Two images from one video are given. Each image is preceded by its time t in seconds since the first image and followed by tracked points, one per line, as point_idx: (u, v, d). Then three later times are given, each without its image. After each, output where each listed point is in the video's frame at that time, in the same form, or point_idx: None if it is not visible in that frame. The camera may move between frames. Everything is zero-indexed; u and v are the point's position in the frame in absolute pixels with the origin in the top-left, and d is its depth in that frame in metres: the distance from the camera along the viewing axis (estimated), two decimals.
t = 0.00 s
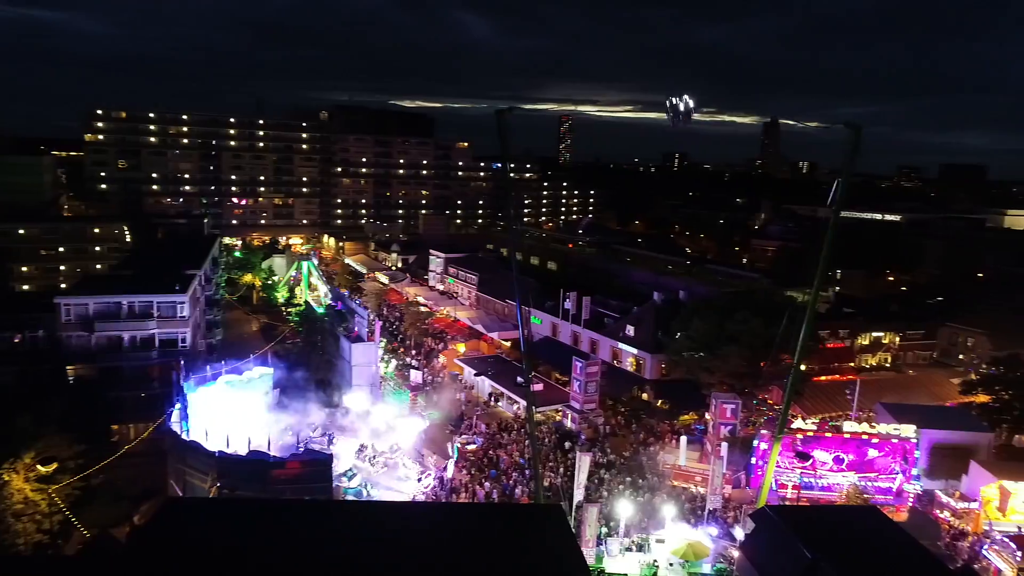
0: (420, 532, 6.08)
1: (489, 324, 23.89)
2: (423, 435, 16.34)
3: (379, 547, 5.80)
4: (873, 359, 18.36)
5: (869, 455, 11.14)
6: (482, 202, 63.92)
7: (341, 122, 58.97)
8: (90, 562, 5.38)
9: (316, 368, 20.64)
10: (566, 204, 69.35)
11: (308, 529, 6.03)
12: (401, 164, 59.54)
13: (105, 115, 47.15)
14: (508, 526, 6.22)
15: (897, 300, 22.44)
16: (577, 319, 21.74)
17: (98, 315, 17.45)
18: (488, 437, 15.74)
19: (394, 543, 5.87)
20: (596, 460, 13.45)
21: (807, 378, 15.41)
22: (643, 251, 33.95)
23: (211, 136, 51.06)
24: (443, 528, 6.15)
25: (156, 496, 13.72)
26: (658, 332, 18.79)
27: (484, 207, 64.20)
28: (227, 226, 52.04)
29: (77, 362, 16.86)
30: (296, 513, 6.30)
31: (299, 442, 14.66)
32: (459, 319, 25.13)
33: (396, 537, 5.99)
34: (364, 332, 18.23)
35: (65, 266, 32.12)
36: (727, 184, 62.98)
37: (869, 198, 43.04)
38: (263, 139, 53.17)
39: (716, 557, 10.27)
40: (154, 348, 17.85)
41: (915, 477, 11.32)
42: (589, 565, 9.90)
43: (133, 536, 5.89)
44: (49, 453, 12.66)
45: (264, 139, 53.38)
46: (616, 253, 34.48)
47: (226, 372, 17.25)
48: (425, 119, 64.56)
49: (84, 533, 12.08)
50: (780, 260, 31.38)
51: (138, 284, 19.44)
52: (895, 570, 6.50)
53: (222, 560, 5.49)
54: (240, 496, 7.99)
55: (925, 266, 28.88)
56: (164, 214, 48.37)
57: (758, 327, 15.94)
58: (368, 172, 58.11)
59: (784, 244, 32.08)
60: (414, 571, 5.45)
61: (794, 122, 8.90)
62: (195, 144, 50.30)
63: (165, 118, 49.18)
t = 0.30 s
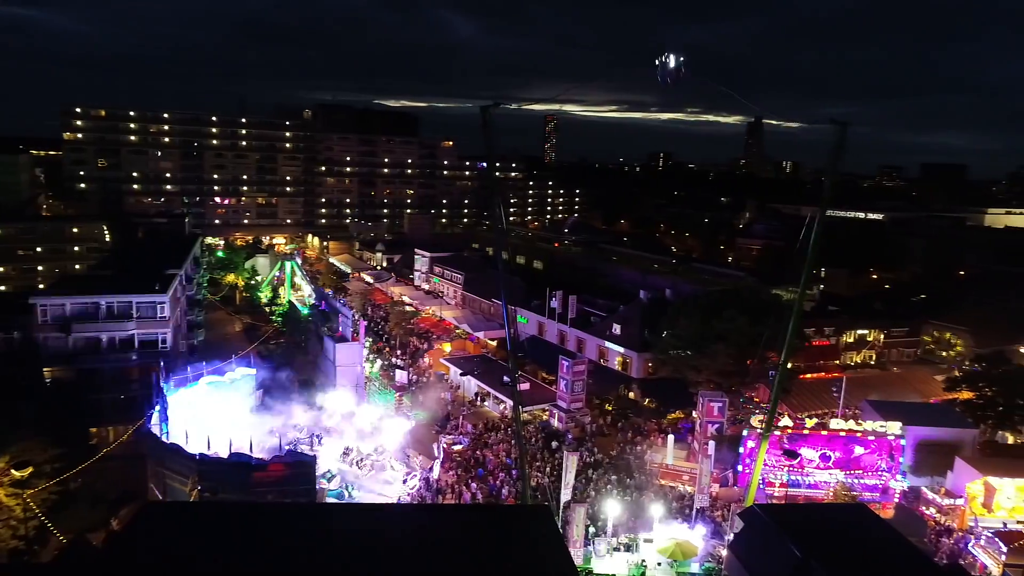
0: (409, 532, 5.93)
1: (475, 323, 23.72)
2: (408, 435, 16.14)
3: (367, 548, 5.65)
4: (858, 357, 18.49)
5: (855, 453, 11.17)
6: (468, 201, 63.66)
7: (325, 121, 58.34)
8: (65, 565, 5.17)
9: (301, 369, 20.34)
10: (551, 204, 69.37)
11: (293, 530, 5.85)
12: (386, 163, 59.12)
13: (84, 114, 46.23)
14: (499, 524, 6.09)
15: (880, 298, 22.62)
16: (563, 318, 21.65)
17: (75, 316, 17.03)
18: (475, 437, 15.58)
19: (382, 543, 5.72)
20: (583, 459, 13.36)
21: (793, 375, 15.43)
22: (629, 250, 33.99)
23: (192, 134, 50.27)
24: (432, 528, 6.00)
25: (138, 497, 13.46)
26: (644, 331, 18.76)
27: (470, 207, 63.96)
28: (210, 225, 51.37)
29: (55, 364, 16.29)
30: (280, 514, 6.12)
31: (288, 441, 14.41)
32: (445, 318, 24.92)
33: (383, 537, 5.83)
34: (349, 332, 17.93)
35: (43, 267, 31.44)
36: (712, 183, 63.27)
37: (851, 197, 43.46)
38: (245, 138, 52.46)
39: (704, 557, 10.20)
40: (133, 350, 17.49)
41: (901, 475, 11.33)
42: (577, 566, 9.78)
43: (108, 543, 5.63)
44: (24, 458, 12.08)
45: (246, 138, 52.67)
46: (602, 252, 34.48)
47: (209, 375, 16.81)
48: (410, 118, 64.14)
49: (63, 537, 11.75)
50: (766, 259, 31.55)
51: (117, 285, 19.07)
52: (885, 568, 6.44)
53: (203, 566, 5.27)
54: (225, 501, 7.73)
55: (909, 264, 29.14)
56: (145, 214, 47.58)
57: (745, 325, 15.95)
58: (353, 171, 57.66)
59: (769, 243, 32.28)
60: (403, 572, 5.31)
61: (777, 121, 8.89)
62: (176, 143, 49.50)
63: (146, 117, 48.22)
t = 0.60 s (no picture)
0: (400, 535, 5.80)
1: (465, 324, 23.53)
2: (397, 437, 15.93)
3: (356, 552, 5.50)
4: (848, 356, 18.54)
5: (847, 452, 11.15)
6: (457, 201, 63.49)
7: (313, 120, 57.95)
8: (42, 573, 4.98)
9: (288, 370, 20.08)
10: (541, 204, 69.33)
11: (281, 533, 5.71)
12: (375, 163, 58.81)
13: (68, 113, 45.57)
14: (492, 525, 5.98)
15: (869, 297, 22.73)
16: (553, 318, 21.55)
17: (57, 317, 16.66)
18: (465, 438, 15.42)
19: (372, 546, 5.59)
20: (574, 460, 13.25)
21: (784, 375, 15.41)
22: (619, 250, 33.99)
23: (179, 134, 49.67)
24: (423, 531, 5.86)
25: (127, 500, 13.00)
26: (635, 330, 18.71)
27: (460, 207, 63.79)
28: (197, 226, 50.79)
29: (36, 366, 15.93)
30: (266, 517, 5.98)
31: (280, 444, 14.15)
32: (434, 319, 24.72)
33: (372, 541, 5.69)
34: (337, 333, 17.68)
35: (26, 268, 30.88)
36: (701, 183, 63.51)
37: (839, 196, 43.75)
38: (233, 138, 51.96)
39: (697, 558, 10.13)
40: (117, 352, 17.15)
41: (892, 474, 11.33)
42: (569, 569, 9.67)
43: (89, 549, 5.45)
44: (3, 463, 12.01)
45: (234, 137, 52.14)
46: (592, 252, 34.46)
47: (194, 377, 16.43)
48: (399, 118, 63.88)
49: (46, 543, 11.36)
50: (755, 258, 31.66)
51: (101, 285, 18.75)
52: (880, 568, 6.38)
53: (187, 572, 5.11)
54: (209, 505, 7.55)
55: (897, 264, 29.35)
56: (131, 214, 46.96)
57: (735, 325, 15.93)
58: (342, 171, 57.28)
59: (758, 242, 32.41)
60: (395, 575, 5.19)
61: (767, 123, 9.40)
62: (163, 142, 48.90)
63: (132, 116, 47.58)
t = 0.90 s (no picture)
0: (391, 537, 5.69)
1: (456, 326, 23.34)
2: (388, 442, 15.70)
3: (347, 560, 5.33)
4: (840, 357, 18.58)
5: (839, 454, 11.14)
6: (448, 203, 63.30)
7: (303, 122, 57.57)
8: None
9: (277, 373, 19.83)
10: (532, 206, 69.24)
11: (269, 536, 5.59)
12: (365, 165, 58.52)
13: (55, 114, 45.01)
14: (482, 528, 5.89)
15: (860, 299, 22.79)
16: (545, 320, 21.44)
17: (41, 320, 16.26)
18: (456, 442, 15.25)
19: (361, 548, 5.51)
20: (566, 463, 13.13)
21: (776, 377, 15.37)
22: (610, 252, 33.95)
23: (167, 135, 49.16)
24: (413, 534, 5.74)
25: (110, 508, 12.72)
26: (627, 332, 18.64)
27: (450, 208, 63.62)
28: (186, 228, 50.26)
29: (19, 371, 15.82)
30: (253, 521, 5.84)
31: (272, 449, 13.93)
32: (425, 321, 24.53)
33: (362, 544, 5.59)
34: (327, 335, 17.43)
35: (10, 270, 30.41)
36: (691, 185, 63.66)
37: (828, 199, 43.98)
38: (222, 139, 51.54)
39: (690, 561, 10.03)
40: (103, 355, 16.92)
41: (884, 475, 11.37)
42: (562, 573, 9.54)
43: (69, 558, 5.24)
44: None
45: (223, 139, 51.71)
46: (584, 254, 34.40)
47: (179, 381, 16.47)
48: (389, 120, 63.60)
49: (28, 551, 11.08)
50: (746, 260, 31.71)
51: (86, 287, 18.44)
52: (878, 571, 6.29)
53: None
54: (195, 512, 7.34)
55: (887, 265, 29.51)
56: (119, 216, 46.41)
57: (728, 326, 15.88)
58: (332, 173, 56.91)
59: (749, 244, 32.47)
60: None
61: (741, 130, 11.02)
62: (151, 144, 48.39)
63: (119, 117, 47.05)
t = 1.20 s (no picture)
0: (382, 543, 5.55)
1: (447, 328, 23.20)
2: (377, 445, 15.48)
3: (338, 566, 5.18)
4: (831, 358, 18.65)
5: (832, 454, 11.10)
6: (439, 205, 63.12)
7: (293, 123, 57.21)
8: None
9: (266, 377, 19.62)
10: (523, 209, 69.17)
11: (257, 543, 5.42)
12: (355, 166, 58.28)
13: (41, 116, 44.46)
14: (475, 532, 5.76)
15: (851, 299, 22.89)
16: (536, 322, 21.34)
17: (24, 324, 15.87)
18: (447, 445, 15.11)
19: (353, 553, 5.36)
20: (558, 465, 13.03)
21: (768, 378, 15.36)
22: (601, 254, 33.93)
23: (155, 137, 48.69)
24: (404, 539, 5.59)
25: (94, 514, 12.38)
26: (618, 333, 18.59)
27: (441, 210, 63.44)
28: (174, 230, 49.79)
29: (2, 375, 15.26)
30: (240, 526, 5.68)
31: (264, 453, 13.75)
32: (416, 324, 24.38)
33: (352, 549, 5.44)
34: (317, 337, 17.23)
35: None
36: (682, 188, 63.85)
37: (817, 201, 44.23)
38: (211, 141, 51.16)
39: (684, 565, 9.93)
40: (88, 358, 16.62)
41: (876, 476, 11.33)
42: None
43: (50, 566, 5.04)
44: None
45: (211, 141, 51.29)
46: (574, 256, 34.40)
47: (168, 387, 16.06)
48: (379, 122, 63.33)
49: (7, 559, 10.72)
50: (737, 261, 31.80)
51: (70, 290, 18.14)
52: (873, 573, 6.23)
53: None
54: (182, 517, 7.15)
55: (876, 266, 29.67)
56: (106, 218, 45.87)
57: (720, 327, 15.87)
58: (322, 175, 56.57)
59: (740, 246, 32.58)
60: None
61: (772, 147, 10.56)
62: (138, 145, 47.89)
63: (106, 118, 46.57)
